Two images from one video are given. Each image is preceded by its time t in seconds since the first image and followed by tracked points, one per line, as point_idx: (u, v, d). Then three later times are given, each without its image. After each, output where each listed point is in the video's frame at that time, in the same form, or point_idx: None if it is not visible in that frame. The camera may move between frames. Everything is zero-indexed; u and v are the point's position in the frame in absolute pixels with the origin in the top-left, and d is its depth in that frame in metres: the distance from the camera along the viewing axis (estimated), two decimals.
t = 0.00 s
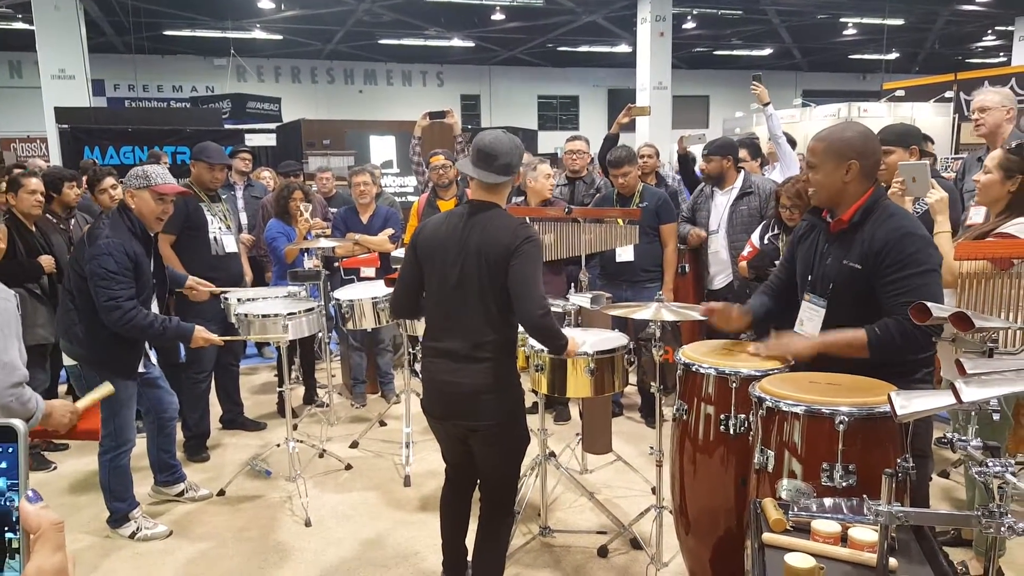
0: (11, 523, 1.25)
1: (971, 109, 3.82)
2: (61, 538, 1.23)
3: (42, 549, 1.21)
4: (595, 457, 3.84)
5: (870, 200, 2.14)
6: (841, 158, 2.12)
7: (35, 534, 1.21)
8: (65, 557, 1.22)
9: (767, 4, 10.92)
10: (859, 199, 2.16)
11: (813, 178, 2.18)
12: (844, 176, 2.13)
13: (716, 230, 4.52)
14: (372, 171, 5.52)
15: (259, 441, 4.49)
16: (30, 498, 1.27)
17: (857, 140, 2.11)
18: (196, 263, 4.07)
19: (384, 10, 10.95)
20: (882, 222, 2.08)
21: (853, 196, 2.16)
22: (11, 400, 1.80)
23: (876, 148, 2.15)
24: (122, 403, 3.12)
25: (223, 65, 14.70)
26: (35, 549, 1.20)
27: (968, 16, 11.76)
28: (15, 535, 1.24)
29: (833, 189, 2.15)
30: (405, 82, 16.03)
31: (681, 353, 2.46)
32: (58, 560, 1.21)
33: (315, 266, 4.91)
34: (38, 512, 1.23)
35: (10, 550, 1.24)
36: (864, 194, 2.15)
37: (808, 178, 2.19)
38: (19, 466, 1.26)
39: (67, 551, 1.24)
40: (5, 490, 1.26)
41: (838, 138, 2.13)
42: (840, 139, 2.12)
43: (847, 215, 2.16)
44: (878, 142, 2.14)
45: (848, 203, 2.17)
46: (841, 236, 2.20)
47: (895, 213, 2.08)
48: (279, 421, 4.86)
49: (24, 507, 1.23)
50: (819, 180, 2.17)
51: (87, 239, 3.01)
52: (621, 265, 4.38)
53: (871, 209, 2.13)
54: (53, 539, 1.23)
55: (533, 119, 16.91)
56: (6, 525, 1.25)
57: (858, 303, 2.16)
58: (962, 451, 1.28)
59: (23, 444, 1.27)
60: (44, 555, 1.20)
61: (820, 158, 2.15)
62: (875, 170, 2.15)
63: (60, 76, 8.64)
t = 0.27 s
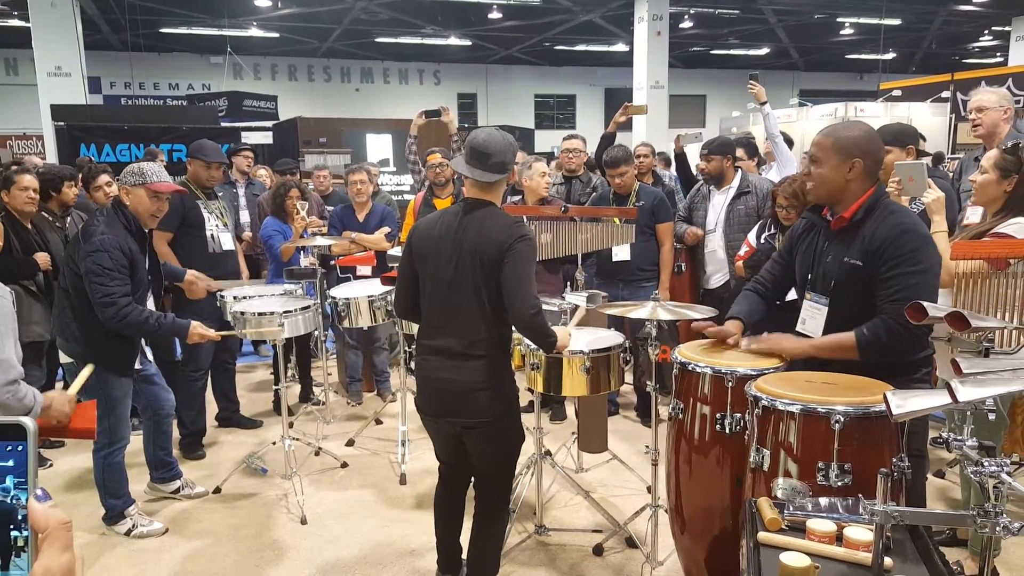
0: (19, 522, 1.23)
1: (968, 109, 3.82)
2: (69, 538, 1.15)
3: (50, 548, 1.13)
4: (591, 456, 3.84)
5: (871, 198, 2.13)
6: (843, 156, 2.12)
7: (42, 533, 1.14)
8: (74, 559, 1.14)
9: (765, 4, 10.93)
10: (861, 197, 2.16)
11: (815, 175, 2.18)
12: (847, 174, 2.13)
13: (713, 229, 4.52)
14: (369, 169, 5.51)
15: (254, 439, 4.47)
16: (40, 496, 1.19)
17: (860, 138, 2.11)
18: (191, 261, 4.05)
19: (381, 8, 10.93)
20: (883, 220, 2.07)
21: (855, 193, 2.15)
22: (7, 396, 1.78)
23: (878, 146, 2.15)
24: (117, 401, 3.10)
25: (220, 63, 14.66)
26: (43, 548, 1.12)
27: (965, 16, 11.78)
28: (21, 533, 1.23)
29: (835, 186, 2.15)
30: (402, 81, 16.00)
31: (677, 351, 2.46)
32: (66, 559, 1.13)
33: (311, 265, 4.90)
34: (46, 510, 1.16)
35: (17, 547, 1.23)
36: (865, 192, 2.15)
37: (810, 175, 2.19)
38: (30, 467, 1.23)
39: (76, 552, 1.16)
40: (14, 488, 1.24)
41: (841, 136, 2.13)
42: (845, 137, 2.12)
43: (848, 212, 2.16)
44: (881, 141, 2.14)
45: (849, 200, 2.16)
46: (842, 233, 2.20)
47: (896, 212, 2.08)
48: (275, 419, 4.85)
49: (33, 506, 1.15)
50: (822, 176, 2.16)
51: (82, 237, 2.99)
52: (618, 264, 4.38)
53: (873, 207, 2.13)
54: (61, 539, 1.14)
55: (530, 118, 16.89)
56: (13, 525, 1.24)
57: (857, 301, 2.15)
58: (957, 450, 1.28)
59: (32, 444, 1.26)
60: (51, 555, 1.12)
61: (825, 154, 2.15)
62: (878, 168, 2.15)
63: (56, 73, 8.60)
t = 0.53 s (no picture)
0: (25, 520, 1.22)
1: (968, 107, 3.82)
2: (77, 539, 1.11)
3: (57, 550, 1.09)
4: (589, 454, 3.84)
5: (871, 197, 2.13)
6: (843, 155, 2.12)
7: (49, 534, 1.09)
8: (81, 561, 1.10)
9: (765, 2, 10.91)
10: (860, 196, 2.16)
11: (815, 173, 2.18)
12: (846, 172, 2.13)
13: (713, 228, 4.51)
14: (369, 166, 5.50)
15: (253, 436, 4.47)
16: (47, 497, 1.13)
17: (861, 137, 2.11)
18: (190, 258, 4.05)
19: (380, 5, 10.91)
20: (882, 218, 2.07)
21: (854, 192, 2.15)
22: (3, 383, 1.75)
23: (878, 145, 2.15)
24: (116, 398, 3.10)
25: (218, 59, 14.63)
26: (49, 551, 1.08)
27: (964, 14, 11.77)
28: (25, 532, 1.21)
29: (835, 184, 2.15)
30: (401, 78, 15.97)
31: (677, 350, 2.46)
32: (73, 563, 1.09)
33: (309, 262, 4.89)
34: (56, 512, 1.10)
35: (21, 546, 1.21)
36: (864, 190, 2.15)
37: (809, 173, 2.19)
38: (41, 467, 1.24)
39: (84, 554, 1.11)
40: (21, 487, 1.25)
41: (842, 134, 2.12)
42: (844, 136, 2.12)
43: (847, 210, 2.16)
44: (881, 139, 2.13)
45: (848, 199, 2.16)
46: (840, 231, 2.20)
47: (895, 210, 2.07)
48: (273, 416, 4.85)
49: (41, 507, 1.09)
50: (822, 174, 2.16)
51: (81, 233, 2.98)
52: (617, 262, 4.37)
53: (872, 206, 2.13)
54: (69, 541, 1.10)
55: (529, 115, 16.88)
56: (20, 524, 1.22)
57: (857, 300, 2.15)
58: (958, 449, 1.27)
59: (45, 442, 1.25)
60: (57, 560, 1.07)
61: (825, 152, 2.15)
62: (877, 167, 2.14)
63: (54, 70, 8.57)
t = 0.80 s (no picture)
0: (27, 523, 1.22)
1: (969, 108, 3.81)
2: (84, 545, 1.11)
3: (62, 556, 1.09)
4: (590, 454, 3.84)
5: (872, 197, 2.12)
6: (844, 156, 2.11)
7: (56, 539, 1.10)
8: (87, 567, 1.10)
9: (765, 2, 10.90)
10: (861, 195, 2.15)
11: (816, 173, 2.18)
12: (847, 172, 2.12)
13: (713, 227, 4.51)
14: (369, 165, 5.49)
15: (253, 435, 4.46)
16: (56, 501, 1.16)
17: (862, 137, 2.10)
18: (190, 256, 4.04)
19: (381, 4, 10.90)
20: (883, 218, 2.07)
21: (855, 192, 2.15)
22: None
23: (879, 144, 2.14)
24: (116, 396, 3.09)
25: (219, 58, 14.62)
26: (55, 555, 1.08)
27: (965, 15, 11.76)
28: (32, 536, 1.21)
29: (835, 185, 2.15)
30: (401, 77, 15.96)
31: (678, 350, 2.46)
32: (79, 569, 1.08)
33: (309, 261, 4.88)
34: (63, 517, 1.12)
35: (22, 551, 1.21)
36: (866, 190, 2.14)
37: (811, 173, 2.19)
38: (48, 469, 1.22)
39: (90, 560, 1.12)
40: (24, 489, 1.24)
41: (842, 135, 2.12)
42: (844, 136, 2.11)
43: (848, 210, 2.15)
44: (882, 139, 2.12)
45: (850, 199, 2.16)
46: (842, 231, 2.19)
47: (896, 209, 2.07)
48: (273, 415, 4.84)
49: (49, 511, 1.12)
50: (822, 175, 2.16)
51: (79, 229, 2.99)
52: (617, 262, 4.37)
53: (873, 205, 2.12)
54: (76, 546, 1.10)
55: (529, 115, 16.88)
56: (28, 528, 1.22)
57: (858, 300, 2.15)
58: (960, 450, 1.27)
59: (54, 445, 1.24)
60: (65, 563, 1.08)
61: (825, 153, 2.15)
62: (878, 167, 2.14)
63: (55, 68, 8.57)
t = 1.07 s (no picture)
0: (24, 531, 1.21)
1: (965, 109, 3.82)
2: (87, 553, 1.12)
3: (66, 564, 1.10)
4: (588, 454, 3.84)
5: (872, 197, 2.13)
6: (850, 153, 2.12)
7: (59, 547, 1.11)
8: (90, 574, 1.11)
9: (763, 2, 10.91)
10: (862, 195, 2.16)
11: (819, 171, 2.18)
12: (851, 170, 2.13)
13: (712, 228, 4.52)
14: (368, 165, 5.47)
15: (250, 436, 4.46)
16: (59, 507, 1.14)
17: (868, 135, 2.11)
18: (188, 256, 4.03)
19: (379, 4, 10.88)
20: (883, 218, 2.07)
21: (857, 191, 2.15)
22: None
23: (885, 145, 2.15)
24: (113, 395, 3.09)
25: (216, 58, 14.60)
26: (59, 564, 1.09)
27: (962, 16, 11.78)
28: (28, 542, 1.20)
29: (837, 182, 2.16)
30: (399, 77, 15.95)
31: (676, 349, 2.46)
32: None
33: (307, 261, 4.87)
34: (67, 525, 1.12)
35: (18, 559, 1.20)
36: (867, 190, 2.14)
37: (815, 169, 2.20)
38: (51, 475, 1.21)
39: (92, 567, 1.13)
40: (22, 497, 1.23)
41: (849, 132, 2.12)
42: (849, 134, 2.12)
43: (849, 209, 2.16)
44: (887, 140, 2.13)
45: (851, 198, 2.16)
46: (841, 230, 2.20)
47: (897, 210, 2.07)
48: (271, 416, 4.84)
49: (51, 519, 1.11)
50: (825, 173, 2.17)
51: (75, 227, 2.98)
52: (615, 262, 4.37)
53: (873, 205, 2.13)
54: (79, 554, 1.11)
55: (527, 115, 16.89)
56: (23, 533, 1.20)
57: (856, 299, 2.15)
58: (958, 450, 1.27)
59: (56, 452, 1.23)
60: (67, 571, 1.09)
61: (828, 150, 2.15)
62: (881, 167, 2.14)
63: (52, 68, 8.55)
